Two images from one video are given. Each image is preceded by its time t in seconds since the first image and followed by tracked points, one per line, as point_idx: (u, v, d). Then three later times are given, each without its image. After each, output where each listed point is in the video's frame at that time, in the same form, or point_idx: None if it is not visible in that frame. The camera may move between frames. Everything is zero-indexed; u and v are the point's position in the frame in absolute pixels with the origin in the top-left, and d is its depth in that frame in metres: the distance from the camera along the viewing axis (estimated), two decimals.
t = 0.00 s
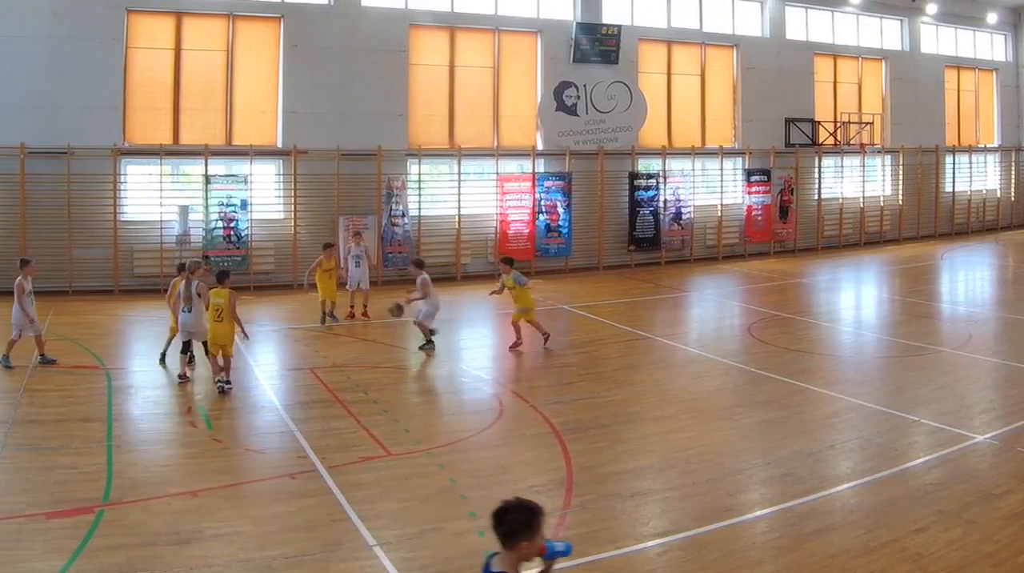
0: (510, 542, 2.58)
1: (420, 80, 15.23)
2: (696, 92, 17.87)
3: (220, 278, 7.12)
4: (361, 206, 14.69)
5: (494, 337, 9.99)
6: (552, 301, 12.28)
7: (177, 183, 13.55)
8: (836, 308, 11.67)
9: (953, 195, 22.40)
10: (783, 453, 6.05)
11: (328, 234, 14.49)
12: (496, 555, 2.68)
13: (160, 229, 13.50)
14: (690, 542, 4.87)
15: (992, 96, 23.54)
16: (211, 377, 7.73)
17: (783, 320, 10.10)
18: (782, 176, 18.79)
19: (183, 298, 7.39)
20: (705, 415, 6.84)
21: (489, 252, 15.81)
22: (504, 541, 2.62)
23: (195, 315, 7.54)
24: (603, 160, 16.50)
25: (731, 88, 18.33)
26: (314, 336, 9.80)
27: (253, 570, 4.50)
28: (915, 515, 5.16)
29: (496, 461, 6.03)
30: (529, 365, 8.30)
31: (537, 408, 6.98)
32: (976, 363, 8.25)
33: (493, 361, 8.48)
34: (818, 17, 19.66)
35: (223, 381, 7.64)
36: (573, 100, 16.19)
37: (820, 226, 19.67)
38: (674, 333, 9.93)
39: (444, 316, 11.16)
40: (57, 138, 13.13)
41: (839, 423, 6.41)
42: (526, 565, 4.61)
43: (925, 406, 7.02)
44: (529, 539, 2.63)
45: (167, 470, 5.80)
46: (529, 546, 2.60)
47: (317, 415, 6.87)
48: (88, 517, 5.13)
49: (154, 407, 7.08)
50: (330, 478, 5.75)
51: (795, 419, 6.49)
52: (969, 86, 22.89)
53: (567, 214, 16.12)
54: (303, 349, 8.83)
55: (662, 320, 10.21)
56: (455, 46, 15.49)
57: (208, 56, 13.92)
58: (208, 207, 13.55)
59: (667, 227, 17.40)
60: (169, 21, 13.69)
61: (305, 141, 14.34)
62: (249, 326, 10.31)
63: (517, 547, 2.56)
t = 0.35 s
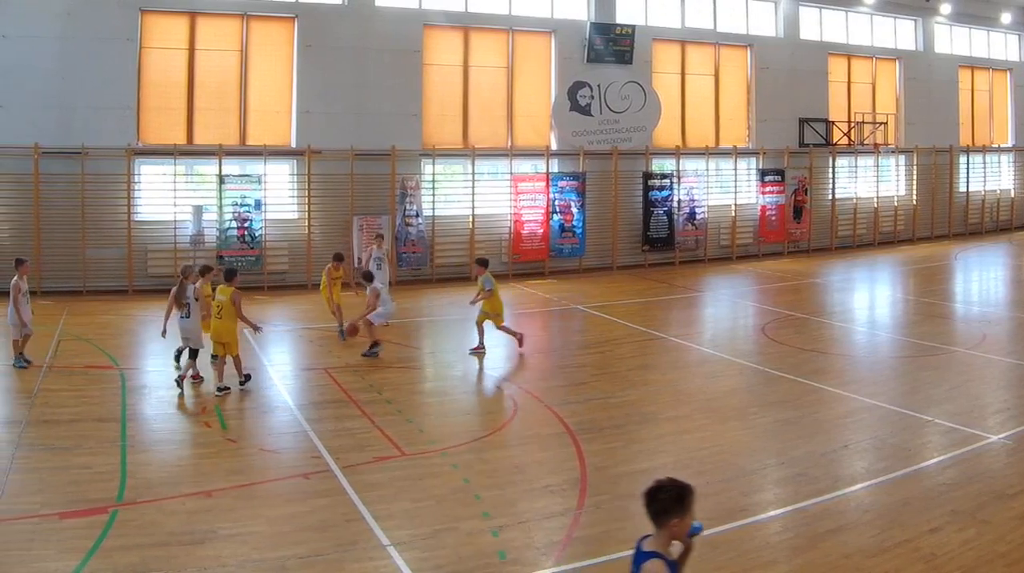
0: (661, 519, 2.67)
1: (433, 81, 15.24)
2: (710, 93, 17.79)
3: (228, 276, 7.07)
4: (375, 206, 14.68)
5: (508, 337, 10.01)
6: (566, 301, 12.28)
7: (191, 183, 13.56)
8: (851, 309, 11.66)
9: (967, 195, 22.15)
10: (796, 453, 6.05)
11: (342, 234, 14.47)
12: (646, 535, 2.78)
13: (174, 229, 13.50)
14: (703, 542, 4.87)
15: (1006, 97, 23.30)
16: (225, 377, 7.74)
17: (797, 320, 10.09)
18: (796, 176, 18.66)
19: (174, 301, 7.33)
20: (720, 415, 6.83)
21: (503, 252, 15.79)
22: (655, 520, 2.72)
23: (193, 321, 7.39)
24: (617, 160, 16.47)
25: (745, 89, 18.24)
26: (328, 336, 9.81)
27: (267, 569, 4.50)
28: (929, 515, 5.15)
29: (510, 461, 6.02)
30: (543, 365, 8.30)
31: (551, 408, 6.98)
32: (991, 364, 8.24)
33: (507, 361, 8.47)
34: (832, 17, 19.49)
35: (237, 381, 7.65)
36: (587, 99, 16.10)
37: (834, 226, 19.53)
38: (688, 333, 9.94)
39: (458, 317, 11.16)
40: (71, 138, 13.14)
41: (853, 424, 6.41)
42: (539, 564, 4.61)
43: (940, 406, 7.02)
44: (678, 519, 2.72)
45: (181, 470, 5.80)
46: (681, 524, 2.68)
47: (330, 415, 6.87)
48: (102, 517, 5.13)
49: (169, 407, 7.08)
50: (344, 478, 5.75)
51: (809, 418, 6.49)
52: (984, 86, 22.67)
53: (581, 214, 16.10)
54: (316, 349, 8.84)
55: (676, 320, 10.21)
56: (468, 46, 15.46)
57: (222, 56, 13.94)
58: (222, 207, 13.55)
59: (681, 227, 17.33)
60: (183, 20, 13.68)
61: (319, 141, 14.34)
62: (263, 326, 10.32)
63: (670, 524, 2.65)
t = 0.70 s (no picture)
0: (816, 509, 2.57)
1: (446, 81, 15.23)
2: (723, 92, 17.73)
3: (239, 277, 7.13)
4: (388, 207, 14.68)
5: (520, 336, 10.02)
6: (578, 301, 12.28)
7: (204, 183, 13.58)
8: (863, 309, 11.66)
9: (980, 195, 22.03)
10: (809, 453, 6.05)
11: (354, 234, 14.47)
12: (793, 526, 2.71)
13: (187, 230, 13.51)
14: (716, 542, 4.87)
15: (1019, 97, 23.18)
16: (238, 377, 7.75)
17: (809, 320, 10.10)
18: (810, 175, 18.57)
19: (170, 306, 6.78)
20: (734, 415, 6.84)
21: (516, 253, 15.79)
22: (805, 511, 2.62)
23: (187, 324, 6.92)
24: (630, 160, 16.44)
25: (758, 89, 18.16)
26: (339, 336, 9.82)
27: (281, 569, 4.50)
28: (941, 515, 5.15)
29: (522, 460, 6.03)
30: (556, 365, 8.31)
31: (563, 408, 6.99)
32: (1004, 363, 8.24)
33: (520, 360, 8.47)
34: (845, 16, 19.42)
35: (249, 380, 7.65)
36: (599, 99, 16.13)
37: (846, 226, 19.45)
38: (701, 333, 9.95)
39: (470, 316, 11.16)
40: (83, 138, 13.15)
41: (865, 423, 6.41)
42: (552, 565, 4.60)
43: (952, 406, 7.03)
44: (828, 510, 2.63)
45: (193, 470, 5.80)
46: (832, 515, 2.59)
47: (342, 415, 6.87)
48: (115, 517, 5.13)
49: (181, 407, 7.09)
50: (357, 478, 5.75)
51: (822, 418, 6.49)
52: (997, 86, 22.53)
53: (594, 214, 16.09)
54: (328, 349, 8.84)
55: (688, 320, 10.21)
56: (481, 46, 15.46)
57: (235, 56, 13.95)
58: (235, 207, 13.58)
59: (693, 227, 17.30)
60: (196, 21, 13.70)
61: (331, 141, 14.33)
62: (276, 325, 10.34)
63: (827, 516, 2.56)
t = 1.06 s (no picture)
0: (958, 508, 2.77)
1: (458, 81, 15.23)
2: (735, 92, 17.70)
3: (246, 278, 7.07)
4: (400, 206, 14.68)
5: (532, 336, 10.03)
6: (590, 301, 12.28)
7: (217, 183, 13.58)
8: (875, 309, 11.67)
9: (992, 195, 21.96)
10: (821, 453, 6.05)
11: (367, 234, 14.47)
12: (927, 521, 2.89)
13: (199, 230, 13.52)
14: (729, 542, 4.87)
15: None
16: (251, 377, 7.77)
17: (822, 320, 10.10)
18: (823, 175, 18.52)
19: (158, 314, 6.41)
20: (746, 415, 6.84)
21: (529, 253, 15.78)
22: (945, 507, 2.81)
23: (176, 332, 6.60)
24: (642, 160, 16.42)
25: (770, 89, 18.13)
26: (351, 336, 9.84)
27: (293, 569, 4.50)
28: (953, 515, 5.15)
29: (535, 460, 6.04)
30: (568, 365, 8.31)
31: (576, 408, 6.99)
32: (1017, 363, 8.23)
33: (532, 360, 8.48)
34: (858, 16, 19.38)
35: (261, 380, 7.65)
36: (612, 100, 16.12)
37: (859, 226, 19.39)
38: (713, 333, 9.96)
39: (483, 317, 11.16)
40: (96, 139, 13.16)
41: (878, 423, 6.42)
42: (565, 565, 4.60)
43: (965, 406, 7.03)
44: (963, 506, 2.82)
45: (206, 470, 5.80)
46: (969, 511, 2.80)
47: (354, 415, 6.87)
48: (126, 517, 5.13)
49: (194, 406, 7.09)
50: (369, 478, 5.75)
51: (835, 418, 6.49)
52: (1010, 85, 22.45)
53: (606, 214, 16.08)
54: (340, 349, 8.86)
55: (700, 320, 10.20)
56: (493, 46, 15.45)
57: (248, 56, 13.96)
58: (248, 207, 13.57)
59: (706, 228, 17.26)
60: (209, 21, 13.71)
61: (344, 141, 14.32)
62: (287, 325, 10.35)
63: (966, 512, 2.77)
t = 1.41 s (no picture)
0: None
1: (471, 81, 15.22)
2: (749, 92, 17.66)
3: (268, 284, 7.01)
4: (414, 206, 14.67)
5: (546, 336, 10.04)
6: (604, 301, 12.27)
7: (231, 182, 13.58)
8: (890, 309, 11.67)
9: (1007, 195, 21.88)
10: (835, 453, 6.06)
11: (381, 234, 14.46)
12: None
13: (213, 230, 13.51)
14: (742, 542, 4.87)
15: None
16: (267, 378, 7.79)
17: (837, 321, 10.08)
18: (837, 175, 18.48)
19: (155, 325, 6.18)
20: (761, 415, 6.84)
21: (543, 253, 15.75)
22: None
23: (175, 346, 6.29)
24: (656, 160, 16.40)
25: (785, 90, 18.07)
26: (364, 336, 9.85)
27: (308, 569, 4.50)
28: (966, 515, 5.14)
29: (548, 460, 6.05)
30: (583, 365, 8.32)
31: (590, 408, 6.99)
32: None
33: (546, 360, 8.48)
34: (872, 16, 19.37)
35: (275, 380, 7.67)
36: (626, 99, 16.03)
37: (873, 226, 19.34)
38: (728, 333, 9.96)
39: (497, 316, 11.17)
40: (108, 139, 13.17)
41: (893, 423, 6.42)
42: (579, 565, 4.60)
43: (980, 406, 7.02)
44: None
45: (220, 469, 5.80)
46: None
47: (368, 414, 6.88)
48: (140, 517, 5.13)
49: (208, 407, 7.10)
50: (383, 478, 5.76)
51: (848, 418, 6.49)
52: None
53: (620, 214, 16.06)
54: (354, 349, 8.87)
55: (714, 320, 10.20)
56: (507, 46, 15.44)
57: (262, 56, 13.97)
58: (261, 207, 13.56)
59: (719, 227, 17.24)
60: (223, 21, 13.72)
61: (357, 141, 14.32)
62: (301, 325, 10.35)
63: None
